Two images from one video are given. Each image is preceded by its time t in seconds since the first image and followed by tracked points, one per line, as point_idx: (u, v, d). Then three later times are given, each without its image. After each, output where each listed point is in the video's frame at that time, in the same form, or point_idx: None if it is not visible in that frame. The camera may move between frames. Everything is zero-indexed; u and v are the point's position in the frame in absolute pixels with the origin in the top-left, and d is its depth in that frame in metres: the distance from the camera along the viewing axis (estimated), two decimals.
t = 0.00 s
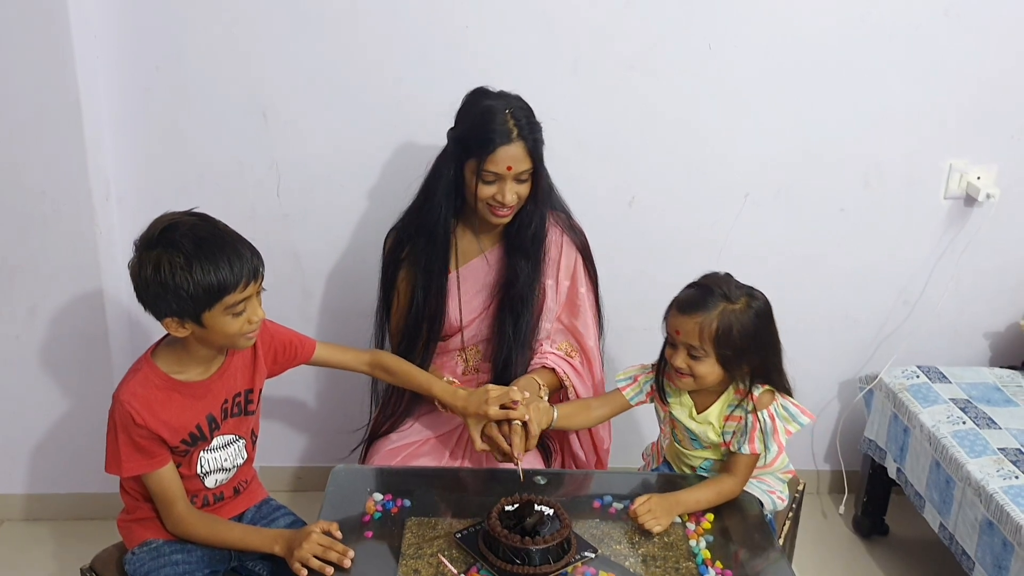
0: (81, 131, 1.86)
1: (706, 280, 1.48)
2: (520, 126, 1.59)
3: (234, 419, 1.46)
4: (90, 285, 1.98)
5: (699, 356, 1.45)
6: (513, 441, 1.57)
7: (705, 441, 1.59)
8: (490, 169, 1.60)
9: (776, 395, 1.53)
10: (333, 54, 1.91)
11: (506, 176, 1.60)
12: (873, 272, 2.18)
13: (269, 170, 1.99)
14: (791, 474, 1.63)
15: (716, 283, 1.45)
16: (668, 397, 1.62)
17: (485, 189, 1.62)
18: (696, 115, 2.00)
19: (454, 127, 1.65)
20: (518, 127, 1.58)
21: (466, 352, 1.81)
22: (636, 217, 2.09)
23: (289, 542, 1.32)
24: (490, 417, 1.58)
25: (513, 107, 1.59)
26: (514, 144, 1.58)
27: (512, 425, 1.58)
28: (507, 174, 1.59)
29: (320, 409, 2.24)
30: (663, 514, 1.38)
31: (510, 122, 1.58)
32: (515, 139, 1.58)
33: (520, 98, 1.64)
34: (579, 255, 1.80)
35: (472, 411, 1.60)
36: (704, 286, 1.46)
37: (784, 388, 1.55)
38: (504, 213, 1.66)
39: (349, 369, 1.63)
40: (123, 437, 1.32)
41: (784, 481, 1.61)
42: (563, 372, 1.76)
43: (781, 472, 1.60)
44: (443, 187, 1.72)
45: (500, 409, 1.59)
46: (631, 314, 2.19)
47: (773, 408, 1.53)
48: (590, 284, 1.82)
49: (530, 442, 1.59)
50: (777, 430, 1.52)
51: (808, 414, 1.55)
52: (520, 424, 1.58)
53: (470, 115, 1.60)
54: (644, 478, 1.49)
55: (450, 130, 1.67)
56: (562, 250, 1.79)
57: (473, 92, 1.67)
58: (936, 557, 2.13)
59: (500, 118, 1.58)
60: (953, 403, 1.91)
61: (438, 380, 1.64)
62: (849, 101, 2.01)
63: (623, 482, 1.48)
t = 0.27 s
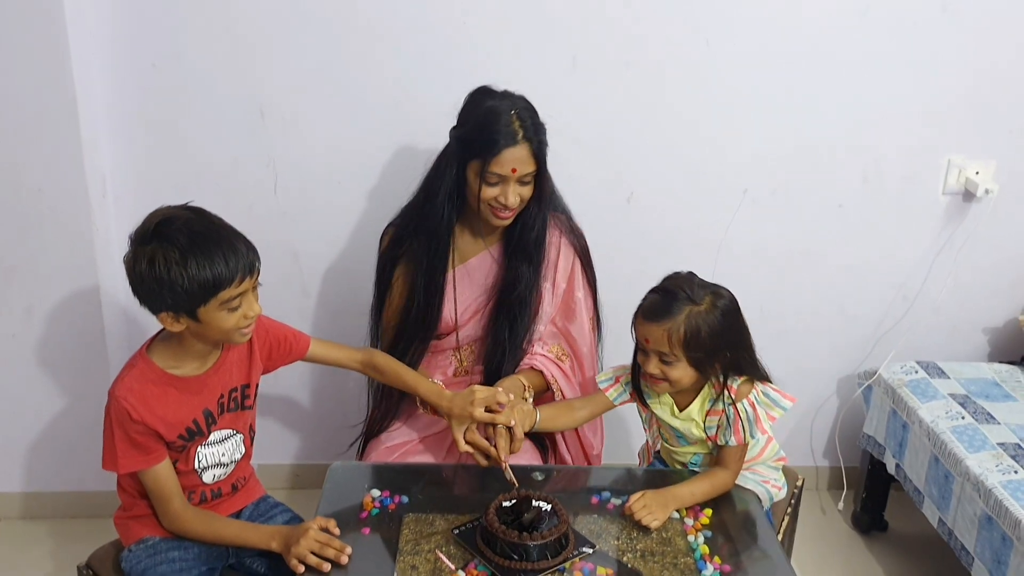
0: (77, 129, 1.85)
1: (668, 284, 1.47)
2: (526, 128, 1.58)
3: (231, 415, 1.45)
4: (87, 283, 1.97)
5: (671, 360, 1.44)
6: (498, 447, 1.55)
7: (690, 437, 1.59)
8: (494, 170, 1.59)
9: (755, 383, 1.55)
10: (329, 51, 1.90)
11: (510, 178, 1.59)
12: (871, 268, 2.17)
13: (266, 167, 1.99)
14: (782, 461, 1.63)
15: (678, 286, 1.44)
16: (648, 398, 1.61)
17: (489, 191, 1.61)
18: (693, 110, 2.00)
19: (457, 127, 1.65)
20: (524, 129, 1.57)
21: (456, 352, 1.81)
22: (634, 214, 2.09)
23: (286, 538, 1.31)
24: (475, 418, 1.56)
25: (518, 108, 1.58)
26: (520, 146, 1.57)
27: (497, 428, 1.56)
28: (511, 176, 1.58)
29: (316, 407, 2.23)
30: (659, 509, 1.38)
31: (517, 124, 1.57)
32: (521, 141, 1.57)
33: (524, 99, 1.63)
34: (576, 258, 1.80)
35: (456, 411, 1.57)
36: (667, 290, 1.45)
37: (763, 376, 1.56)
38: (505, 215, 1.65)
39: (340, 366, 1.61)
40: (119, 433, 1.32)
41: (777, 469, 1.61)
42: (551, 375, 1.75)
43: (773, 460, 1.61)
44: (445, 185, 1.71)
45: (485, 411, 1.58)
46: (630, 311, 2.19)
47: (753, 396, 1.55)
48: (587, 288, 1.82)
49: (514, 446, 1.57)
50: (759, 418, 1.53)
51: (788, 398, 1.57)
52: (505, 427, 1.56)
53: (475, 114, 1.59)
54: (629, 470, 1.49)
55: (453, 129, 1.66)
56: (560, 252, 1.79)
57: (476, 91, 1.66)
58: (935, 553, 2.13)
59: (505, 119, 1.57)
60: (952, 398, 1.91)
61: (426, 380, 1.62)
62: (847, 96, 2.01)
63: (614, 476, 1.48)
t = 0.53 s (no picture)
0: (76, 128, 1.85)
1: (645, 284, 1.47)
2: (526, 133, 1.57)
3: (230, 413, 1.45)
4: (86, 282, 1.97)
5: (655, 362, 1.44)
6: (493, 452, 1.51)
7: (683, 436, 1.59)
8: (495, 176, 1.58)
9: (743, 378, 1.55)
10: (329, 50, 1.90)
11: (511, 183, 1.58)
12: (871, 267, 2.17)
13: (265, 167, 1.99)
14: (778, 456, 1.63)
15: (656, 287, 1.44)
16: (637, 400, 1.61)
17: (489, 196, 1.60)
18: (693, 110, 2.00)
19: (456, 130, 1.63)
20: (524, 134, 1.56)
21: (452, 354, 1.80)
22: (634, 213, 2.09)
23: (286, 537, 1.31)
24: (472, 423, 1.56)
25: (518, 112, 1.57)
26: (521, 151, 1.56)
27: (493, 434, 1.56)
28: (512, 181, 1.58)
29: (315, 406, 2.23)
30: (659, 508, 1.38)
31: (517, 129, 1.56)
32: (522, 147, 1.56)
33: (523, 102, 1.63)
34: (573, 261, 1.80)
35: (454, 416, 1.57)
36: (644, 291, 1.45)
37: (751, 369, 1.56)
38: (505, 219, 1.65)
39: (337, 369, 1.60)
40: (119, 433, 1.31)
41: (773, 464, 1.60)
42: (547, 378, 1.75)
43: (768, 455, 1.60)
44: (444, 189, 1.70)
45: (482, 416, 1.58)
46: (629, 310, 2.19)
47: (742, 392, 1.54)
48: (584, 292, 1.81)
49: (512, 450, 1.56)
50: (750, 413, 1.53)
51: (778, 391, 1.56)
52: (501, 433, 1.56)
53: (475, 119, 1.58)
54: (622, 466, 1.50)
55: (452, 132, 1.65)
56: (557, 255, 1.78)
57: (475, 94, 1.65)
58: (935, 551, 2.13)
59: (506, 124, 1.56)
60: (951, 396, 1.91)
61: (422, 385, 1.61)
62: (847, 94, 2.01)
63: (613, 476, 1.47)
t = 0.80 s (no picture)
0: (75, 128, 1.84)
1: (639, 286, 1.47)
2: (527, 142, 1.55)
3: (229, 416, 1.44)
4: (85, 283, 1.97)
5: (650, 363, 1.43)
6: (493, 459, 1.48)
7: (680, 439, 1.59)
8: (496, 187, 1.56)
9: (738, 379, 1.54)
10: (328, 50, 1.90)
11: (512, 193, 1.57)
12: (871, 267, 2.17)
13: (264, 168, 1.98)
14: (777, 457, 1.62)
15: (649, 288, 1.44)
16: (633, 404, 1.60)
17: (490, 207, 1.59)
18: (693, 110, 1.99)
19: (455, 139, 1.62)
20: (525, 144, 1.55)
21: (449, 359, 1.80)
22: (634, 213, 2.08)
23: (285, 539, 1.30)
24: (472, 430, 1.55)
25: (518, 122, 1.56)
26: (522, 161, 1.55)
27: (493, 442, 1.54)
28: (513, 192, 1.56)
29: (314, 408, 2.23)
30: (659, 510, 1.37)
31: (517, 139, 1.55)
32: (522, 157, 1.55)
33: (522, 111, 1.61)
34: (571, 266, 1.79)
35: (455, 423, 1.56)
36: (637, 293, 1.45)
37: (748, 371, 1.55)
38: (505, 230, 1.63)
39: (337, 375, 1.59)
40: (117, 436, 1.30)
41: (773, 465, 1.60)
42: (545, 384, 1.75)
43: (768, 456, 1.59)
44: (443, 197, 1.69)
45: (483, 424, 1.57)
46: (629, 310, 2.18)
47: (738, 393, 1.53)
48: (582, 298, 1.81)
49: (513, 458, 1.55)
50: (747, 414, 1.52)
51: (774, 391, 1.55)
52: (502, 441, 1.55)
53: (474, 128, 1.57)
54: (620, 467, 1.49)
55: (451, 142, 1.63)
56: (555, 261, 1.78)
57: (473, 103, 1.63)
58: (935, 553, 2.13)
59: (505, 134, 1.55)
60: (952, 398, 1.91)
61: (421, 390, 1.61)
62: (847, 95, 2.00)
63: (613, 478, 1.47)
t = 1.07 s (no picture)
0: (72, 128, 1.83)
1: (645, 289, 1.46)
2: (536, 180, 1.52)
3: (229, 420, 1.41)
4: (82, 283, 1.96)
5: (655, 367, 1.43)
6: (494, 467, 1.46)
7: (681, 444, 1.59)
8: (506, 228, 1.52)
9: (742, 385, 1.53)
10: (327, 51, 1.89)
11: (522, 234, 1.53)
12: (871, 268, 2.16)
13: (262, 168, 1.98)
14: (779, 461, 1.61)
15: (655, 291, 1.43)
16: (636, 407, 1.60)
17: (498, 247, 1.55)
18: (693, 111, 1.99)
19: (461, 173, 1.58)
20: (536, 186, 1.51)
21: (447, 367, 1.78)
22: (634, 214, 2.07)
23: (283, 543, 1.29)
24: (473, 441, 1.53)
25: (526, 160, 1.53)
26: (533, 203, 1.51)
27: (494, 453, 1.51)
28: (523, 233, 1.53)
29: (312, 410, 2.22)
30: (659, 513, 1.36)
31: (528, 180, 1.51)
32: (533, 199, 1.51)
33: (529, 145, 1.57)
34: (571, 281, 1.75)
35: (456, 433, 1.54)
36: (644, 296, 1.44)
37: (750, 376, 1.55)
38: (513, 269, 1.59)
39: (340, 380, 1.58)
40: (115, 439, 1.28)
41: (775, 469, 1.59)
42: (542, 393, 1.74)
43: (769, 460, 1.59)
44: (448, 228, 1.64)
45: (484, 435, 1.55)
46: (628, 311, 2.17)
47: (741, 398, 1.53)
48: (580, 309, 1.78)
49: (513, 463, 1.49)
50: (750, 419, 1.52)
51: (778, 397, 1.55)
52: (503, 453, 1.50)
53: (483, 166, 1.52)
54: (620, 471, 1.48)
55: (457, 175, 1.59)
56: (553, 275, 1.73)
57: (478, 137, 1.58)
58: (936, 555, 2.12)
59: (515, 173, 1.51)
60: (953, 399, 1.90)
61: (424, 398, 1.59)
62: (848, 95, 2.00)
63: (614, 480, 1.46)
